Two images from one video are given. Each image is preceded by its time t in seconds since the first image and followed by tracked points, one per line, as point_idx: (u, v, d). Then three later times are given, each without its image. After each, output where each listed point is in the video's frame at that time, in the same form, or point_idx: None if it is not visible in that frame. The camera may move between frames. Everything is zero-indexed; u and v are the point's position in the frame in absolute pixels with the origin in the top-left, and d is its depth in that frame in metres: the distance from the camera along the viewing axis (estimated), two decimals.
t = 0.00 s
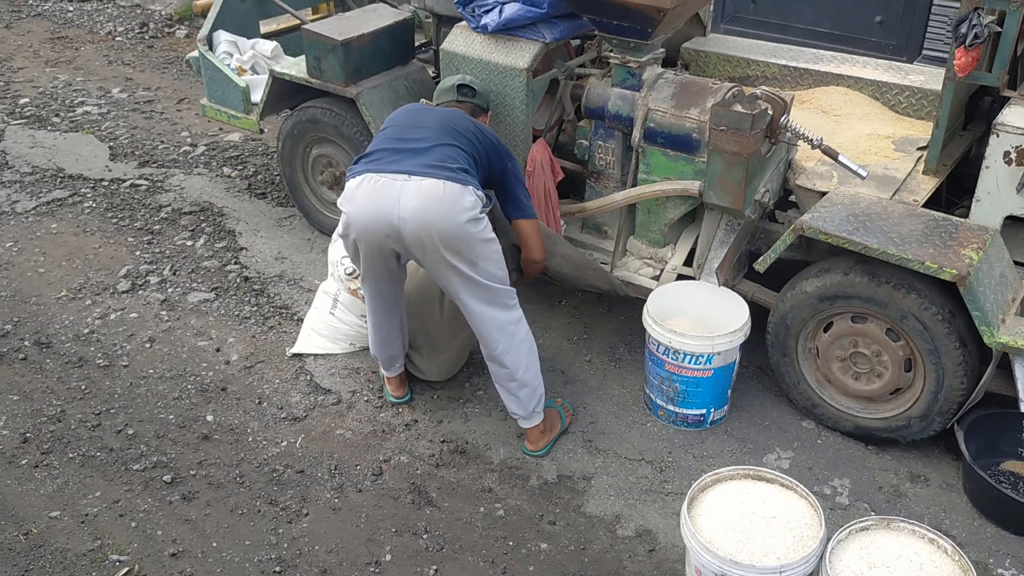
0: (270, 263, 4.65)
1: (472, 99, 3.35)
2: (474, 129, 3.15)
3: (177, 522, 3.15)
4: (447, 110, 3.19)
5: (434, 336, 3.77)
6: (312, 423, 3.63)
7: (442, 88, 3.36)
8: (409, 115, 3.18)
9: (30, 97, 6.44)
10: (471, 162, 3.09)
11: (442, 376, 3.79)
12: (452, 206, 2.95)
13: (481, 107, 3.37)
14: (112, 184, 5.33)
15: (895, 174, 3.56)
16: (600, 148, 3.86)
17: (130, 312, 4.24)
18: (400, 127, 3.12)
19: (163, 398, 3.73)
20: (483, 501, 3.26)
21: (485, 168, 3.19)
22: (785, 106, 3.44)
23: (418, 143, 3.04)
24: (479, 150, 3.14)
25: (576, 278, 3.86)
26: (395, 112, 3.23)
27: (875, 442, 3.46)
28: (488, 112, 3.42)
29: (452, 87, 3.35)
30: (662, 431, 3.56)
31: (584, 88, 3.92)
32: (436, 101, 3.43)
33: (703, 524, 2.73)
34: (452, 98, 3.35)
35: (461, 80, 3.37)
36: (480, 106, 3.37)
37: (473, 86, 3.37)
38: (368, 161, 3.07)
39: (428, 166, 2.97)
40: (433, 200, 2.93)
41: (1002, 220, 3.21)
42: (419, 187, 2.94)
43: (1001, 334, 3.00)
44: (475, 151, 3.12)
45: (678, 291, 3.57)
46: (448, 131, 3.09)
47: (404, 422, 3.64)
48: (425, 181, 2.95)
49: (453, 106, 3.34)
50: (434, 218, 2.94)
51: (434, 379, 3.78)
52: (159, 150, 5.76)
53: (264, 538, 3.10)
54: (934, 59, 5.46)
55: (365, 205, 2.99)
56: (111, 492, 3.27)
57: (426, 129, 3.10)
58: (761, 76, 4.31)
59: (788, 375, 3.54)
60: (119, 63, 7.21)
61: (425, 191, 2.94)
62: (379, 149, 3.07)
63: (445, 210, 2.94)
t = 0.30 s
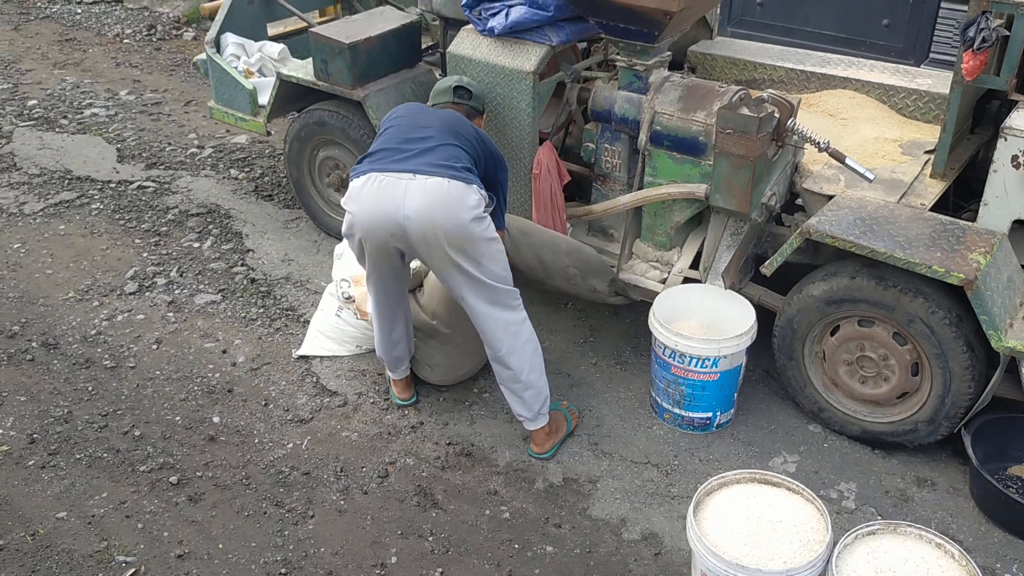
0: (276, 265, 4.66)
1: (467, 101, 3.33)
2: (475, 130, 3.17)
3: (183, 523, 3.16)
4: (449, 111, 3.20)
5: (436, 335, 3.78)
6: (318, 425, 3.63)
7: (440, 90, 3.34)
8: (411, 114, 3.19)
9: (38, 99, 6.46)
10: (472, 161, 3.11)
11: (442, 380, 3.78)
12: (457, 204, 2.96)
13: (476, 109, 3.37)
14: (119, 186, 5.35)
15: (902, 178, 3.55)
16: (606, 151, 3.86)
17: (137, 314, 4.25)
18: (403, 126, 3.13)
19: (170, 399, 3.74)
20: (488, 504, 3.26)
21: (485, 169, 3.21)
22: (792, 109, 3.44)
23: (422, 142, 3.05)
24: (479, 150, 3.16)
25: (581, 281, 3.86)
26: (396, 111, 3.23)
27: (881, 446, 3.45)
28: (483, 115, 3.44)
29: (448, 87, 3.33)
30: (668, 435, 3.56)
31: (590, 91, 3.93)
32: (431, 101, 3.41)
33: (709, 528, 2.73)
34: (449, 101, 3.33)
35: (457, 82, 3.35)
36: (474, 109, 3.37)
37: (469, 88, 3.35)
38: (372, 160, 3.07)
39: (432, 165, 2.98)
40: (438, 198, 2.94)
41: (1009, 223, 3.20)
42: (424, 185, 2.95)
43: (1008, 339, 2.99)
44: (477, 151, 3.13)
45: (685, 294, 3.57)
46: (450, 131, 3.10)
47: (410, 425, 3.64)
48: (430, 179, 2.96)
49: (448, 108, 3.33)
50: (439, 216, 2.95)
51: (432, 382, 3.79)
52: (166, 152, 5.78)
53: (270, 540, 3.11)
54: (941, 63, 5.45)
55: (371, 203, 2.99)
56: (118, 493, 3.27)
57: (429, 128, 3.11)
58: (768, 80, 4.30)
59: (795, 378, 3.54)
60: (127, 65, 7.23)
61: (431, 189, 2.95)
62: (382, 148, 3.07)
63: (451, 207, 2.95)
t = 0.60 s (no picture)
0: (281, 266, 4.67)
1: (462, 99, 3.33)
2: (477, 126, 3.16)
3: (188, 524, 3.16)
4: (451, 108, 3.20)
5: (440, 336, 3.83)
6: (323, 426, 3.63)
7: (434, 89, 3.34)
8: (413, 111, 3.18)
9: (45, 100, 6.48)
10: (475, 158, 3.10)
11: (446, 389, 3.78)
12: (461, 200, 2.95)
13: (471, 106, 3.38)
14: (125, 186, 5.36)
15: (908, 180, 3.54)
16: (611, 152, 3.86)
17: (142, 314, 4.26)
18: (404, 123, 3.12)
19: (175, 400, 3.75)
20: (492, 505, 3.26)
21: (487, 166, 3.20)
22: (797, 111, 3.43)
23: (424, 138, 3.04)
24: (481, 147, 3.15)
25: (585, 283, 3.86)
26: (398, 109, 3.23)
27: (887, 448, 3.44)
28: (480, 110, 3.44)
29: (443, 86, 3.33)
30: (673, 436, 3.56)
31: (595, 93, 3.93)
32: (426, 101, 3.40)
33: (714, 530, 2.72)
34: (444, 99, 3.32)
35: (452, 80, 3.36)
36: (470, 106, 3.37)
37: (463, 86, 3.36)
38: (375, 157, 3.07)
39: (435, 161, 2.98)
40: (442, 194, 2.94)
41: (1016, 226, 3.19)
42: (428, 181, 2.95)
43: (1014, 341, 2.98)
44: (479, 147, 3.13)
45: (690, 296, 3.57)
46: (452, 127, 3.10)
47: (414, 426, 3.64)
48: (433, 176, 2.95)
49: (445, 105, 3.32)
50: (443, 213, 2.95)
51: (438, 388, 3.78)
52: (172, 153, 5.79)
53: (274, 540, 3.11)
54: (947, 64, 5.44)
55: (375, 200, 2.99)
56: (123, 493, 3.28)
57: (431, 124, 3.10)
58: (774, 81, 4.30)
59: (800, 381, 3.53)
60: (133, 66, 7.25)
61: (434, 185, 2.94)
62: (385, 145, 3.06)
63: (455, 204, 2.94)
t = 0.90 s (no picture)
0: (285, 267, 4.67)
1: (466, 92, 3.31)
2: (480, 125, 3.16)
3: (191, 524, 3.17)
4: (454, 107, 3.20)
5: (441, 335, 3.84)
6: (327, 427, 3.63)
7: (436, 82, 3.29)
8: (416, 112, 3.18)
9: (50, 101, 6.49)
10: (479, 158, 3.10)
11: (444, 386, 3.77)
12: (467, 202, 2.96)
13: (475, 99, 3.34)
14: (130, 187, 5.37)
15: (912, 181, 3.54)
16: (615, 153, 3.86)
17: (146, 315, 4.26)
18: (409, 126, 3.12)
19: (179, 400, 3.75)
20: (496, 506, 3.26)
21: (490, 165, 3.20)
22: (801, 113, 3.43)
23: (429, 141, 3.04)
24: (486, 145, 3.16)
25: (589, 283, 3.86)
26: (401, 111, 3.22)
27: (891, 450, 3.43)
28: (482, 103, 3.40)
29: (444, 80, 3.29)
30: (676, 438, 3.55)
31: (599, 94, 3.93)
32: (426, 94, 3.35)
33: (717, 532, 2.72)
34: (447, 93, 3.28)
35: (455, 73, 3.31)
36: (473, 99, 3.34)
37: (466, 79, 3.33)
38: (380, 160, 3.07)
39: (441, 164, 2.98)
40: (449, 197, 2.94)
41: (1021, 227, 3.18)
42: (434, 184, 2.95)
43: (1019, 343, 2.97)
44: (483, 147, 3.13)
45: (693, 297, 3.57)
46: (456, 128, 3.10)
47: (418, 427, 3.64)
48: (439, 179, 2.96)
49: (448, 100, 3.28)
50: (450, 215, 2.95)
51: (439, 388, 3.78)
52: (176, 154, 5.80)
53: (277, 541, 3.11)
54: (951, 65, 5.44)
55: (382, 204, 2.99)
56: (127, 493, 3.28)
57: (436, 126, 3.10)
58: (777, 83, 4.30)
59: (804, 382, 3.53)
60: (137, 67, 7.27)
61: (441, 188, 2.94)
62: (390, 149, 3.06)
63: (461, 206, 2.95)
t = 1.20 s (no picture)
0: (288, 267, 4.68)
1: (464, 68, 3.31)
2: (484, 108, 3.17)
3: (193, 524, 3.17)
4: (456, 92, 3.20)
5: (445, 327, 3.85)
6: (329, 427, 3.64)
7: (435, 59, 3.28)
8: (415, 102, 3.18)
9: (53, 101, 6.51)
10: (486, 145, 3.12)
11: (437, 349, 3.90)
12: (479, 194, 2.97)
13: (474, 75, 3.34)
14: (133, 187, 5.38)
15: (915, 182, 3.53)
16: (617, 154, 3.86)
17: (149, 315, 4.27)
18: (412, 118, 3.12)
19: (181, 401, 3.75)
20: (498, 507, 3.26)
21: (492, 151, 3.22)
22: (804, 113, 3.42)
23: (435, 133, 3.05)
24: (490, 131, 3.17)
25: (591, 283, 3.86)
26: (399, 101, 3.22)
27: (893, 451, 3.43)
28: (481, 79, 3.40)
29: (444, 57, 3.28)
30: (678, 438, 3.55)
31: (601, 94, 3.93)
32: (425, 71, 3.34)
33: (719, 533, 2.72)
34: (446, 70, 3.28)
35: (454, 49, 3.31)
36: (472, 75, 3.34)
37: (464, 55, 3.33)
38: (387, 156, 3.07)
39: (451, 156, 2.99)
40: (461, 189, 2.95)
41: None
42: (445, 177, 2.96)
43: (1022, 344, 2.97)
44: (486, 133, 3.15)
45: (696, 298, 3.56)
46: (462, 116, 3.10)
47: (420, 427, 3.65)
48: (450, 171, 2.97)
49: (446, 78, 3.29)
50: (462, 208, 2.96)
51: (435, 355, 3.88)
52: (179, 154, 5.81)
53: (279, 541, 3.11)
54: (954, 66, 5.42)
55: (393, 201, 2.99)
56: (129, 494, 3.29)
57: (439, 116, 3.11)
58: (780, 83, 4.29)
59: (806, 382, 3.52)
60: (140, 67, 7.28)
61: (452, 181, 2.96)
62: (397, 143, 3.06)
63: (473, 198, 2.96)
